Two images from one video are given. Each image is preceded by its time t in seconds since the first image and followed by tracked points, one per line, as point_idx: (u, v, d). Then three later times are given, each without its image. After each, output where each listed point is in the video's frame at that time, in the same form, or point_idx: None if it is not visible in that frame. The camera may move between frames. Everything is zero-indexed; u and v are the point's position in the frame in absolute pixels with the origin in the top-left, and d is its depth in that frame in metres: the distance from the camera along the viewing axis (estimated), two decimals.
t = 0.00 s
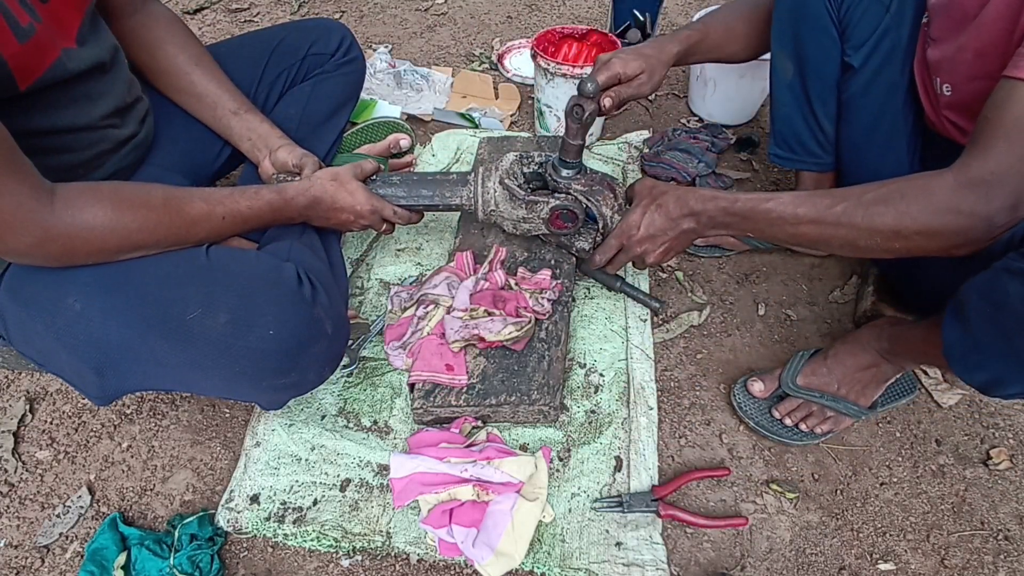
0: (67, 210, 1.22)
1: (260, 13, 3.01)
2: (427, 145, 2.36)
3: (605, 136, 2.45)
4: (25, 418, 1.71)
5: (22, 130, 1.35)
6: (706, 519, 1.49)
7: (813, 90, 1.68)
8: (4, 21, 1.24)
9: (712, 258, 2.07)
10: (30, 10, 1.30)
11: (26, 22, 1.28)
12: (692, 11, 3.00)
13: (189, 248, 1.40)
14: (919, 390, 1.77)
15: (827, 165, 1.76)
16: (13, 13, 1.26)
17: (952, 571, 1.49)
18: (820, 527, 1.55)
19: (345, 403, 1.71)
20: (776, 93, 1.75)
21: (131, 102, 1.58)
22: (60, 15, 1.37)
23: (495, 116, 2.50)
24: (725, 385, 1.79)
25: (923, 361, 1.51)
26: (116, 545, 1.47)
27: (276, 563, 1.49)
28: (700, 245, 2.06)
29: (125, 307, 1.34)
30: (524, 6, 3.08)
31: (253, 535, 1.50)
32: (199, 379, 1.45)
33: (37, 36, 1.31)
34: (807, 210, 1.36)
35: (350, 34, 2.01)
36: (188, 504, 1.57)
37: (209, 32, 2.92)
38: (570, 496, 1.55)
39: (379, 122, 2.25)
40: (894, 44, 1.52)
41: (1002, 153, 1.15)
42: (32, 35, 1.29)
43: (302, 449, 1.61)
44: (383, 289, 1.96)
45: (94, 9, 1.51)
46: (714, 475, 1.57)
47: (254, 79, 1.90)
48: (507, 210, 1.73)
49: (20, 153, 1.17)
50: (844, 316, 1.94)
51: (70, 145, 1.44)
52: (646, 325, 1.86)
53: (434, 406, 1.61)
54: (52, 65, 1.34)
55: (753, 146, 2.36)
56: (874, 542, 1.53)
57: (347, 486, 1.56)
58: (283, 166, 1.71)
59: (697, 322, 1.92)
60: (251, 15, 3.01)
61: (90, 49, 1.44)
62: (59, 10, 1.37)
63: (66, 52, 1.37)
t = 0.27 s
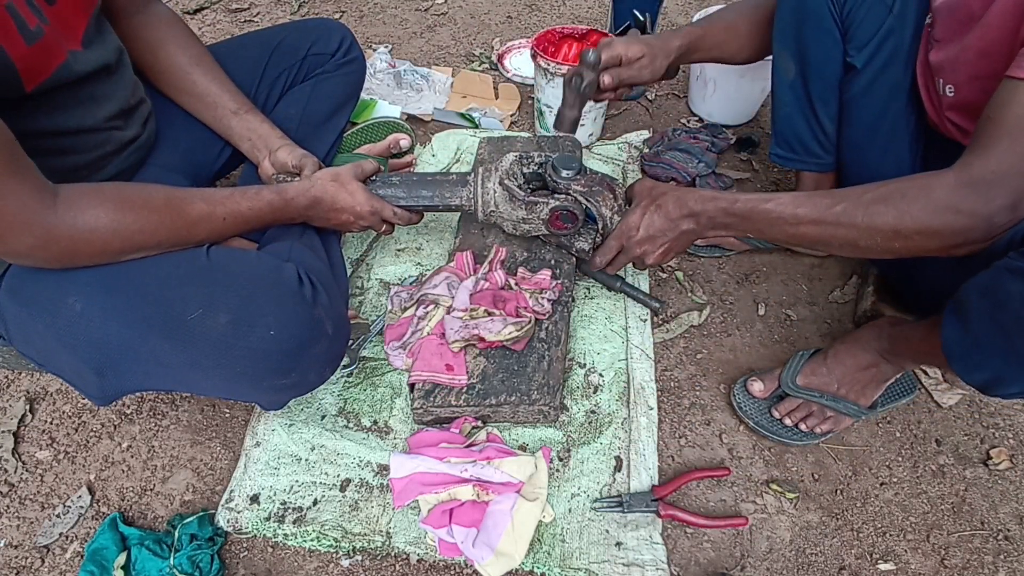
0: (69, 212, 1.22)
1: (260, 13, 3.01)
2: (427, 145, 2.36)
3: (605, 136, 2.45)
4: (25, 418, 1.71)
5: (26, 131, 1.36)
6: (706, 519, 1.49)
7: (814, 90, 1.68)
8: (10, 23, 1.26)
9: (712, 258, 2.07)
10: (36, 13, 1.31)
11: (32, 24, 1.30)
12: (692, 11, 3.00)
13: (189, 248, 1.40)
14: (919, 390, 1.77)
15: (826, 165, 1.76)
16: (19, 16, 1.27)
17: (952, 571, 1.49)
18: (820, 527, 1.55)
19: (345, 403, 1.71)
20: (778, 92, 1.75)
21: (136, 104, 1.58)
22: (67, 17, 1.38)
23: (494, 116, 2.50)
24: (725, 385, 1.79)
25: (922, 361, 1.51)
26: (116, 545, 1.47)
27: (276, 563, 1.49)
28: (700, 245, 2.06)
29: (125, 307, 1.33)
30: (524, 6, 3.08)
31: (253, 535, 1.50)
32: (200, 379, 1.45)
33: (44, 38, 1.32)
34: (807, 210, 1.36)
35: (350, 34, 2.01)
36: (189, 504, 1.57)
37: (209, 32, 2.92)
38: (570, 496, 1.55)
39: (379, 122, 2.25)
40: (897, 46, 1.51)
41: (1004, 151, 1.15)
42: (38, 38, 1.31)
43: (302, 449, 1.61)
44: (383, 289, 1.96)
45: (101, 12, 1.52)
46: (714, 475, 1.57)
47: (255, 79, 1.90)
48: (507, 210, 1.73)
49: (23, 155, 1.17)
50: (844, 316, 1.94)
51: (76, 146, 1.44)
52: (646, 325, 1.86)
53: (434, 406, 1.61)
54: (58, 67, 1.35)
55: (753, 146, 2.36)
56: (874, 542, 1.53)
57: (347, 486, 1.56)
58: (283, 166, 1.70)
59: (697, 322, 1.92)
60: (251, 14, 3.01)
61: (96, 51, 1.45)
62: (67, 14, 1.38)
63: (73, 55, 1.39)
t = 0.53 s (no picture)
0: (77, 214, 1.22)
1: (260, 13, 3.01)
2: (427, 145, 2.36)
3: (605, 136, 2.45)
4: (25, 418, 1.71)
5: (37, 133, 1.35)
6: (706, 519, 1.49)
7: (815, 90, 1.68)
8: (30, 25, 1.25)
9: (712, 258, 2.07)
10: (56, 16, 1.31)
11: (51, 26, 1.30)
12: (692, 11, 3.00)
13: (191, 248, 1.40)
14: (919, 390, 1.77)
15: (828, 165, 1.76)
16: (40, 17, 1.27)
17: (953, 571, 1.49)
18: (820, 527, 1.55)
19: (345, 403, 1.71)
20: (779, 92, 1.76)
21: (144, 107, 1.59)
22: (83, 20, 1.39)
23: (494, 116, 2.50)
24: (725, 385, 1.79)
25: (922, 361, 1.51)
26: (115, 545, 1.47)
27: (276, 563, 1.49)
28: (700, 245, 2.06)
29: (128, 307, 1.33)
30: (524, 6, 3.08)
31: (252, 535, 1.50)
32: (201, 380, 1.45)
33: (61, 40, 1.32)
34: (806, 212, 1.36)
35: (351, 35, 2.01)
36: (189, 504, 1.57)
37: (209, 32, 2.92)
38: (570, 496, 1.55)
39: (379, 122, 2.25)
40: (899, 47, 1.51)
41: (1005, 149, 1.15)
42: (57, 39, 1.31)
43: (302, 449, 1.61)
44: (383, 289, 1.96)
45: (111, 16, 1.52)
46: (714, 475, 1.57)
47: (256, 79, 1.90)
48: (507, 211, 1.73)
49: (34, 157, 1.17)
50: (844, 316, 1.94)
51: (84, 148, 1.45)
52: (646, 325, 1.86)
53: (434, 406, 1.61)
54: (74, 69, 1.36)
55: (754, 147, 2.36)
56: (874, 542, 1.53)
57: (347, 486, 1.56)
58: (284, 166, 1.70)
59: (697, 322, 1.92)
60: (251, 14, 3.01)
61: (108, 54, 1.45)
62: (81, 16, 1.38)
63: (89, 57, 1.39)
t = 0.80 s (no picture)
0: (92, 221, 1.22)
1: (260, 13, 3.01)
2: (427, 145, 2.36)
3: (605, 136, 2.45)
4: (25, 418, 1.71)
5: (59, 138, 1.35)
6: (706, 519, 1.49)
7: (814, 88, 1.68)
8: (74, 32, 1.27)
9: (712, 258, 2.07)
10: (95, 26, 1.33)
11: (92, 35, 1.32)
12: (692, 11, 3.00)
13: (198, 248, 1.40)
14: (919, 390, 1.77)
15: (827, 164, 1.77)
16: (84, 26, 1.29)
17: (952, 571, 1.49)
18: (820, 527, 1.55)
19: (345, 403, 1.71)
20: (779, 92, 1.76)
21: (162, 116, 1.60)
22: (115, 30, 1.41)
23: (494, 116, 2.50)
24: (725, 385, 1.79)
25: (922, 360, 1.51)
26: (116, 545, 1.47)
27: (276, 563, 1.49)
28: (700, 245, 2.06)
29: (135, 308, 1.33)
30: (524, 6, 3.08)
31: (253, 535, 1.50)
32: (208, 381, 1.45)
33: (99, 48, 1.34)
34: (806, 209, 1.36)
35: (354, 36, 2.00)
36: (189, 504, 1.57)
37: (209, 32, 2.92)
38: (570, 496, 1.55)
39: (379, 122, 2.25)
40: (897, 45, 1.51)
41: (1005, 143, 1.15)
42: (95, 47, 1.33)
43: (303, 449, 1.61)
44: (383, 289, 1.96)
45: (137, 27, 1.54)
46: (714, 475, 1.57)
47: (258, 79, 1.90)
48: (507, 211, 1.74)
49: (56, 165, 1.17)
50: (844, 316, 1.94)
51: (104, 154, 1.45)
52: (646, 325, 1.86)
53: (434, 406, 1.61)
54: (107, 76, 1.38)
55: (754, 146, 2.36)
56: (874, 542, 1.53)
57: (347, 486, 1.56)
58: (284, 166, 1.70)
59: (697, 323, 1.92)
60: (251, 14, 3.01)
61: (135, 63, 1.47)
62: (115, 24, 1.40)
63: (120, 65, 1.41)
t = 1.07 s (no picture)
0: (95, 223, 1.22)
1: (260, 13, 3.01)
2: (427, 145, 2.36)
3: (605, 136, 2.45)
4: (25, 418, 1.72)
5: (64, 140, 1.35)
6: (706, 519, 1.49)
7: (815, 88, 1.68)
8: (86, 37, 1.27)
9: (712, 257, 2.07)
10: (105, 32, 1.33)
11: (103, 40, 1.32)
12: (692, 11, 3.00)
13: (199, 249, 1.40)
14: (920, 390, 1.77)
15: (828, 164, 1.77)
16: (95, 31, 1.29)
17: (952, 571, 1.49)
18: (820, 527, 1.55)
19: (345, 403, 1.71)
20: (779, 92, 1.76)
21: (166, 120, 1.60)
22: (124, 35, 1.41)
23: (495, 116, 2.50)
24: (725, 385, 1.79)
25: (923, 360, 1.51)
26: (116, 545, 1.47)
27: (276, 563, 1.49)
28: (700, 245, 2.06)
29: (136, 308, 1.33)
30: (524, 6, 3.08)
31: (253, 535, 1.50)
32: (209, 381, 1.45)
33: (110, 54, 1.35)
34: (807, 205, 1.36)
35: (355, 37, 2.00)
36: (189, 504, 1.57)
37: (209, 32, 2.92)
38: (570, 496, 1.55)
39: (379, 122, 2.25)
40: (898, 44, 1.51)
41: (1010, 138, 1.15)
42: (106, 52, 1.33)
43: (303, 449, 1.61)
44: (383, 289, 1.96)
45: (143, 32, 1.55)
46: (714, 475, 1.57)
47: (259, 79, 1.90)
48: (507, 211, 1.73)
49: (61, 168, 1.17)
50: (844, 316, 1.94)
51: (108, 156, 1.44)
52: (646, 325, 1.86)
53: (434, 406, 1.61)
54: (116, 81, 1.38)
55: (754, 146, 2.36)
56: (874, 542, 1.53)
57: (347, 486, 1.56)
58: (285, 166, 1.70)
59: (697, 322, 1.92)
60: (251, 14, 3.02)
61: (142, 68, 1.48)
62: (123, 29, 1.41)
63: (129, 69, 1.41)
